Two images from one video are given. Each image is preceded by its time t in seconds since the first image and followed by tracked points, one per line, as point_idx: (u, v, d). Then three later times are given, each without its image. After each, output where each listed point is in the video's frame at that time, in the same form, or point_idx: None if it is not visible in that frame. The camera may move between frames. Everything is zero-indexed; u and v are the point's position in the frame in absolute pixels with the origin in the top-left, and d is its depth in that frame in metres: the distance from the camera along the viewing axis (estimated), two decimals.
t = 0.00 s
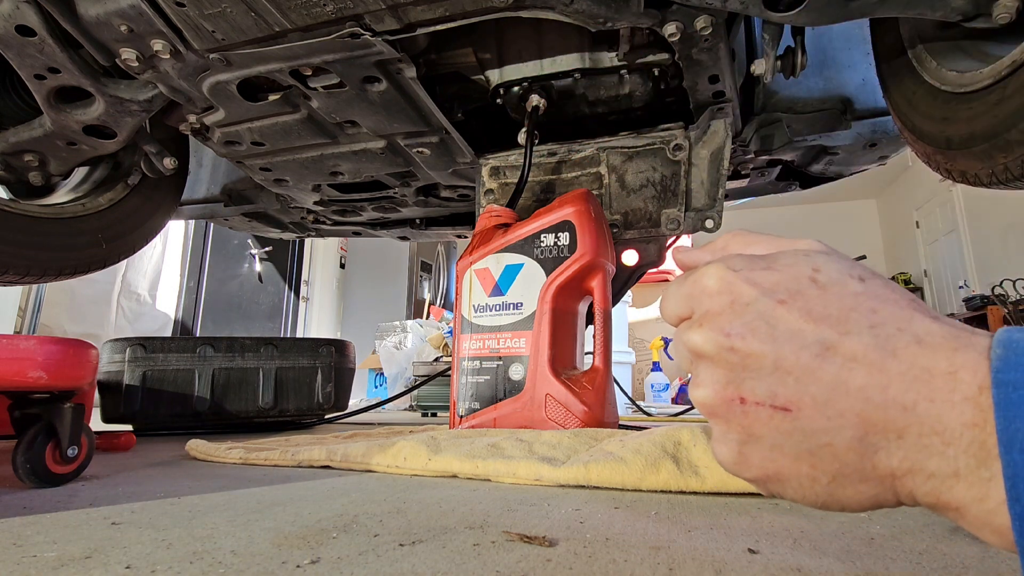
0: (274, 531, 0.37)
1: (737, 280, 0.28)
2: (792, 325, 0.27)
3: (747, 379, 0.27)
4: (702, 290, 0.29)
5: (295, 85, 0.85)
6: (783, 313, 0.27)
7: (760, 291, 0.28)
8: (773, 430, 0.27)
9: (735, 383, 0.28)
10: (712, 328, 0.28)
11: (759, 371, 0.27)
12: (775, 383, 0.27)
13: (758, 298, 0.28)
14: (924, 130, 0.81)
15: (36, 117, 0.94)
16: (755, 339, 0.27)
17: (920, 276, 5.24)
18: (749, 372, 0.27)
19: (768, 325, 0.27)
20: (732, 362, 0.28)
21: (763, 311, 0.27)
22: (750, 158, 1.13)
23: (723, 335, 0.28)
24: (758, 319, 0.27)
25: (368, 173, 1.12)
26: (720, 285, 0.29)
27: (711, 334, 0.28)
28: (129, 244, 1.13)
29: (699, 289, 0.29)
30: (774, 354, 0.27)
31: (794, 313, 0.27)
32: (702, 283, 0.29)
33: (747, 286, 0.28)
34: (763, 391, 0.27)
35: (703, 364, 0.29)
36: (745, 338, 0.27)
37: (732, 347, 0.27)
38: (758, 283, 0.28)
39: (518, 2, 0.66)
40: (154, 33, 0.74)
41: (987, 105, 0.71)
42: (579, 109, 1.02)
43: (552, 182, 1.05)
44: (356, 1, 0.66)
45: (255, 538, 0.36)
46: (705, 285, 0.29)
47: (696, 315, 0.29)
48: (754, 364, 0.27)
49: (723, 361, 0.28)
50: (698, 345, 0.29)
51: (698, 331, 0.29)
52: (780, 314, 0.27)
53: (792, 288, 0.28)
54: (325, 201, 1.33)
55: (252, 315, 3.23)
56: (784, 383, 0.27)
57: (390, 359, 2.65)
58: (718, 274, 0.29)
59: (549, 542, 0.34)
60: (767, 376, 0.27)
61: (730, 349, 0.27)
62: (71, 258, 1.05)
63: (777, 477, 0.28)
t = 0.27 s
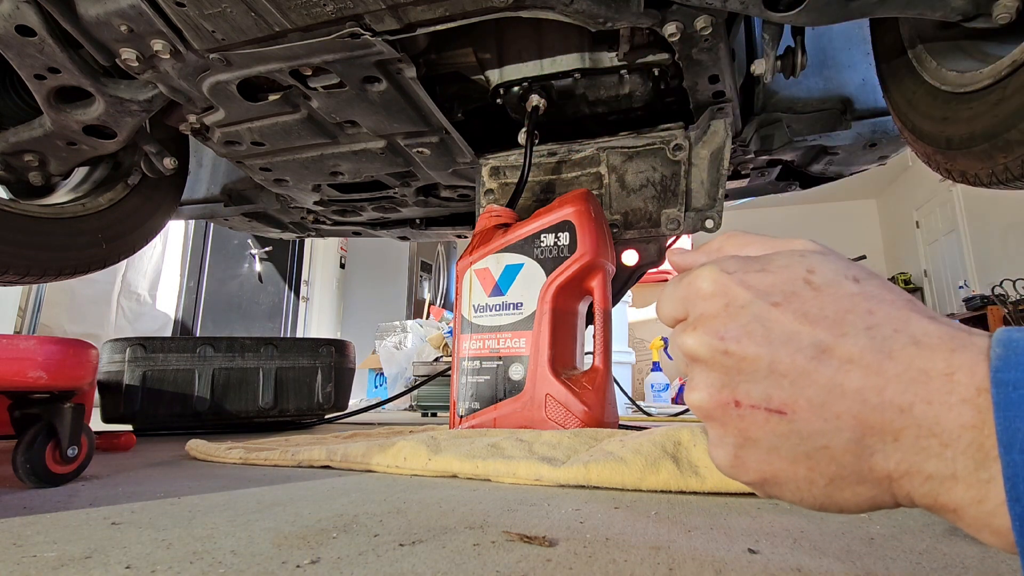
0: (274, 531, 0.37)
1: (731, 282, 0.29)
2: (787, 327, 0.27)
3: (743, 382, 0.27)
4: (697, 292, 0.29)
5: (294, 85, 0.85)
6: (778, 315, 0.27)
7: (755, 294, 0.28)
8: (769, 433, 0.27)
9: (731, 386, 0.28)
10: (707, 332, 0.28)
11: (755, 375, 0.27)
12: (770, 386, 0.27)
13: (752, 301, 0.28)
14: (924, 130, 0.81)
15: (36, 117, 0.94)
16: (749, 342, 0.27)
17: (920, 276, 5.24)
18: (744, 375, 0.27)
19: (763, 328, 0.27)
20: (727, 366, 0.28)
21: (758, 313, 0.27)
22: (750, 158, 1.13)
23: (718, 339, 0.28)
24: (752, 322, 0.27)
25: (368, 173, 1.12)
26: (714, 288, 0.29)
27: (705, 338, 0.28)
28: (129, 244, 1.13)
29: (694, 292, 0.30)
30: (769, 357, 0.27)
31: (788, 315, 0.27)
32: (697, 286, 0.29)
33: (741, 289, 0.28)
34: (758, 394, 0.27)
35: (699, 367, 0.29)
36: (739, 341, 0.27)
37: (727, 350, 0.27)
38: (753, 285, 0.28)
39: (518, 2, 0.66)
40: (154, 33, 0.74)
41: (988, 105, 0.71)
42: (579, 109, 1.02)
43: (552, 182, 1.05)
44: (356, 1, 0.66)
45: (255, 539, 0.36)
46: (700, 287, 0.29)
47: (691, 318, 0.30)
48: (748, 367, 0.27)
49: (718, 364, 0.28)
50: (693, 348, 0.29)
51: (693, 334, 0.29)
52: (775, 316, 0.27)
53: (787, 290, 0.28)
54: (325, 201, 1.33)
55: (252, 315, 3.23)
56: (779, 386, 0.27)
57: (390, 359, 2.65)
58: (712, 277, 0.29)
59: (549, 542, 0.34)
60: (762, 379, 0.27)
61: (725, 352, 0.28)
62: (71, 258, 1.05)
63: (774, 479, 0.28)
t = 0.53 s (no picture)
0: (273, 531, 0.37)
1: (727, 283, 0.29)
2: (783, 328, 0.27)
3: (739, 383, 0.27)
4: (694, 293, 0.29)
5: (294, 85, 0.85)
6: (774, 316, 0.27)
7: (751, 295, 0.28)
8: (766, 434, 0.27)
9: (728, 387, 0.28)
10: (703, 333, 0.28)
11: (751, 376, 0.27)
12: (767, 387, 0.27)
13: (748, 302, 0.28)
14: (924, 130, 0.81)
15: (36, 117, 0.94)
16: (745, 343, 0.27)
17: (920, 276, 5.24)
18: (741, 376, 0.27)
19: (759, 329, 0.27)
20: (723, 367, 0.28)
21: (754, 314, 0.27)
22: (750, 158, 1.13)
23: (714, 340, 0.28)
24: (748, 323, 0.27)
25: (368, 173, 1.12)
26: (711, 289, 0.29)
27: (702, 339, 0.28)
28: (129, 244, 1.13)
29: (690, 293, 0.30)
30: (765, 358, 0.27)
31: (785, 316, 0.27)
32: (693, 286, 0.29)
33: (737, 290, 0.28)
34: (755, 395, 0.27)
35: (696, 368, 0.29)
36: (736, 342, 0.27)
37: (723, 351, 0.27)
38: (749, 286, 0.28)
39: (518, 2, 0.66)
40: (154, 33, 0.74)
41: (988, 105, 0.71)
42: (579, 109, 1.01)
43: (552, 182, 1.05)
44: (356, 1, 0.66)
45: (256, 539, 0.36)
46: (696, 288, 0.29)
47: (688, 320, 0.30)
48: (745, 368, 0.27)
49: (715, 365, 0.28)
50: (690, 349, 0.29)
51: (689, 336, 0.29)
52: (771, 317, 0.27)
53: (783, 291, 0.28)
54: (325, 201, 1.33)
55: (252, 315, 3.23)
56: (776, 387, 0.26)
57: (390, 359, 2.65)
58: (709, 278, 0.29)
59: (549, 542, 0.34)
60: (759, 380, 0.27)
61: (721, 354, 0.28)
62: (70, 258, 1.05)
63: (772, 480, 0.28)
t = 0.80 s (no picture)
0: (273, 531, 0.37)
1: (725, 284, 0.28)
2: (781, 329, 0.27)
3: (738, 384, 0.27)
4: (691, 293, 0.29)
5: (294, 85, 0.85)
6: (772, 317, 0.27)
7: (749, 296, 0.28)
8: (765, 435, 0.27)
9: (726, 388, 0.27)
10: (701, 334, 0.28)
11: (749, 377, 0.27)
12: (765, 388, 0.27)
13: (746, 303, 0.28)
14: (924, 130, 0.81)
15: (36, 117, 0.95)
16: (743, 344, 0.27)
17: (920, 276, 5.24)
18: (739, 377, 0.27)
19: (757, 330, 0.27)
20: (721, 368, 0.27)
21: (752, 315, 0.27)
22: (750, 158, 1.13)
23: (713, 341, 0.28)
24: (746, 324, 0.27)
25: (368, 173, 1.12)
26: (708, 289, 0.29)
27: (700, 340, 0.28)
28: (129, 244, 1.13)
29: (688, 294, 0.30)
30: (764, 359, 0.26)
31: (783, 317, 0.27)
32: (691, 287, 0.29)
33: (735, 291, 0.28)
34: (753, 396, 0.27)
35: (694, 370, 0.29)
36: (734, 343, 0.27)
37: (721, 353, 0.27)
38: (746, 287, 0.28)
39: (518, 2, 0.66)
40: (154, 32, 0.74)
41: (988, 105, 0.71)
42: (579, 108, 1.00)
43: (552, 182, 1.05)
44: (356, 1, 0.66)
45: (255, 539, 0.36)
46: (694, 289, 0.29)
47: (686, 321, 0.29)
48: (743, 369, 0.27)
49: (713, 367, 0.28)
50: (687, 351, 0.29)
51: (687, 337, 0.28)
52: (769, 318, 0.27)
53: (781, 292, 0.28)
54: (325, 201, 1.33)
55: (252, 315, 3.23)
56: (774, 388, 0.26)
57: (390, 359, 2.65)
58: (707, 279, 0.29)
59: (549, 542, 0.34)
60: (757, 381, 0.27)
61: (719, 355, 0.27)
62: (70, 258, 1.05)
63: (771, 481, 0.28)
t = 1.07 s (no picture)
0: (273, 531, 0.37)
1: (724, 284, 0.28)
2: (781, 329, 0.27)
3: (737, 385, 0.27)
4: (690, 292, 0.29)
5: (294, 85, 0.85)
6: (772, 317, 0.27)
7: (749, 296, 0.28)
8: (765, 436, 0.27)
9: (726, 389, 0.27)
10: (701, 335, 0.28)
11: (749, 378, 0.27)
12: (765, 389, 0.27)
13: (746, 303, 0.28)
14: (924, 130, 0.81)
15: (36, 117, 0.95)
16: (743, 345, 0.27)
17: (920, 276, 5.24)
18: (739, 378, 0.27)
19: (756, 330, 0.27)
20: (721, 369, 0.27)
21: (751, 315, 0.27)
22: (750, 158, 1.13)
23: (712, 342, 0.28)
24: (746, 324, 0.27)
25: (368, 173, 1.12)
26: (708, 289, 0.29)
27: (699, 340, 0.28)
28: (129, 244, 1.13)
29: (687, 293, 0.29)
30: (763, 360, 0.26)
31: (783, 317, 0.27)
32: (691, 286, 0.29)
33: (734, 291, 0.28)
34: (753, 397, 0.27)
35: (693, 370, 0.29)
36: (734, 344, 0.27)
37: (721, 353, 0.27)
38: (746, 287, 0.28)
39: (518, 2, 0.66)
40: (154, 32, 0.74)
41: (988, 105, 0.71)
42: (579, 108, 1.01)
43: (552, 182, 1.05)
44: (356, 1, 0.66)
45: (256, 538, 0.36)
46: (694, 288, 0.29)
47: (685, 320, 0.29)
48: (742, 370, 0.27)
49: (712, 367, 0.28)
50: (687, 351, 0.29)
51: (686, 337, 0.28)
52: (769, 318, 0.27)
53: (781, 292, 0.28)
54: (325, 201, 1.33)
55: (252, 315, 3.23)
56: (774, 389, 0.26)
57: (391, 359, 2.65)
58: (706, 277, 0.29)
59: (549, 542, 0.34)
60: (757, 382, 0.27)
61: (719, 356, 0.27)
62: (70, 258, 1.05)
63: (771, 482, 0.28)
